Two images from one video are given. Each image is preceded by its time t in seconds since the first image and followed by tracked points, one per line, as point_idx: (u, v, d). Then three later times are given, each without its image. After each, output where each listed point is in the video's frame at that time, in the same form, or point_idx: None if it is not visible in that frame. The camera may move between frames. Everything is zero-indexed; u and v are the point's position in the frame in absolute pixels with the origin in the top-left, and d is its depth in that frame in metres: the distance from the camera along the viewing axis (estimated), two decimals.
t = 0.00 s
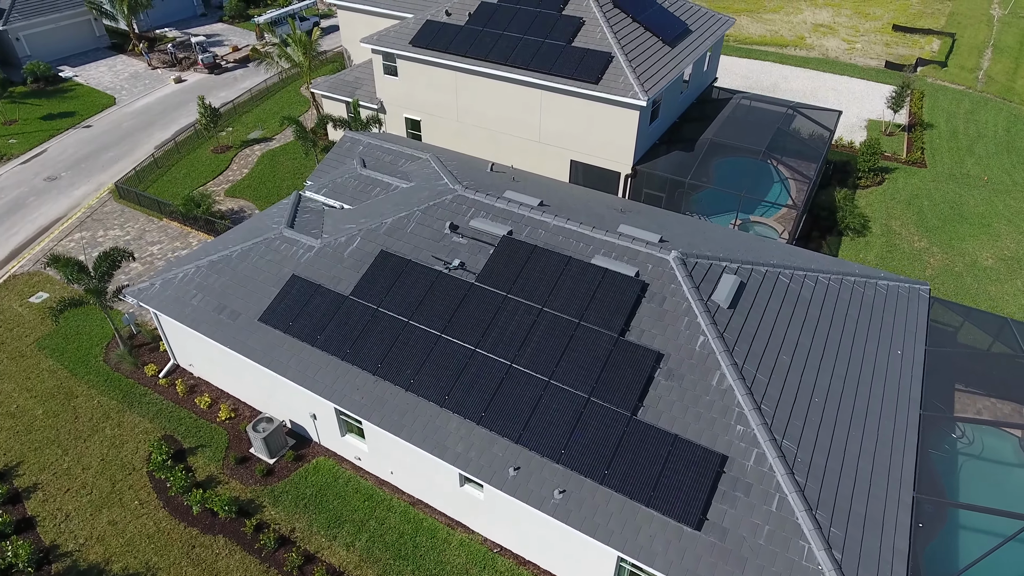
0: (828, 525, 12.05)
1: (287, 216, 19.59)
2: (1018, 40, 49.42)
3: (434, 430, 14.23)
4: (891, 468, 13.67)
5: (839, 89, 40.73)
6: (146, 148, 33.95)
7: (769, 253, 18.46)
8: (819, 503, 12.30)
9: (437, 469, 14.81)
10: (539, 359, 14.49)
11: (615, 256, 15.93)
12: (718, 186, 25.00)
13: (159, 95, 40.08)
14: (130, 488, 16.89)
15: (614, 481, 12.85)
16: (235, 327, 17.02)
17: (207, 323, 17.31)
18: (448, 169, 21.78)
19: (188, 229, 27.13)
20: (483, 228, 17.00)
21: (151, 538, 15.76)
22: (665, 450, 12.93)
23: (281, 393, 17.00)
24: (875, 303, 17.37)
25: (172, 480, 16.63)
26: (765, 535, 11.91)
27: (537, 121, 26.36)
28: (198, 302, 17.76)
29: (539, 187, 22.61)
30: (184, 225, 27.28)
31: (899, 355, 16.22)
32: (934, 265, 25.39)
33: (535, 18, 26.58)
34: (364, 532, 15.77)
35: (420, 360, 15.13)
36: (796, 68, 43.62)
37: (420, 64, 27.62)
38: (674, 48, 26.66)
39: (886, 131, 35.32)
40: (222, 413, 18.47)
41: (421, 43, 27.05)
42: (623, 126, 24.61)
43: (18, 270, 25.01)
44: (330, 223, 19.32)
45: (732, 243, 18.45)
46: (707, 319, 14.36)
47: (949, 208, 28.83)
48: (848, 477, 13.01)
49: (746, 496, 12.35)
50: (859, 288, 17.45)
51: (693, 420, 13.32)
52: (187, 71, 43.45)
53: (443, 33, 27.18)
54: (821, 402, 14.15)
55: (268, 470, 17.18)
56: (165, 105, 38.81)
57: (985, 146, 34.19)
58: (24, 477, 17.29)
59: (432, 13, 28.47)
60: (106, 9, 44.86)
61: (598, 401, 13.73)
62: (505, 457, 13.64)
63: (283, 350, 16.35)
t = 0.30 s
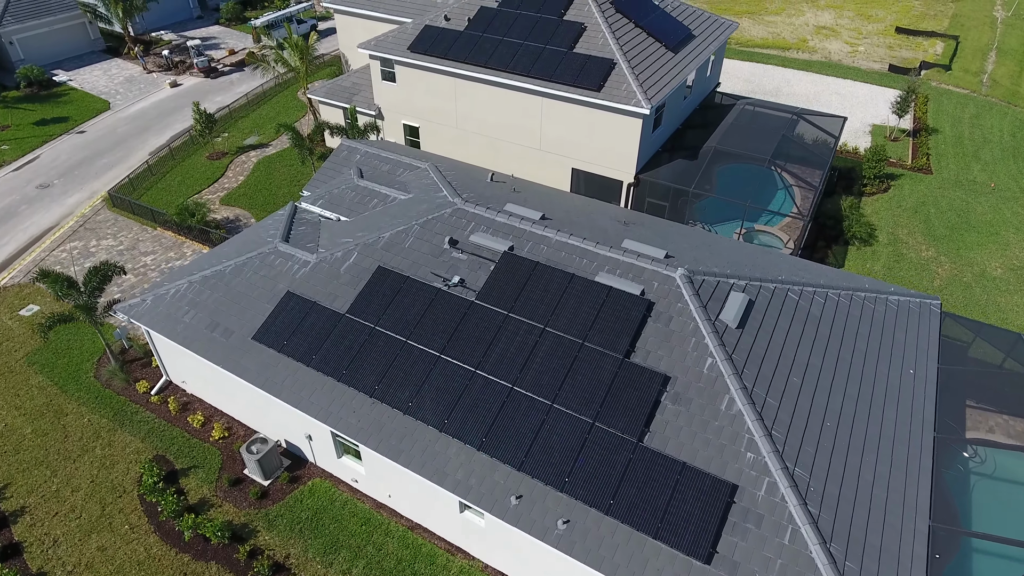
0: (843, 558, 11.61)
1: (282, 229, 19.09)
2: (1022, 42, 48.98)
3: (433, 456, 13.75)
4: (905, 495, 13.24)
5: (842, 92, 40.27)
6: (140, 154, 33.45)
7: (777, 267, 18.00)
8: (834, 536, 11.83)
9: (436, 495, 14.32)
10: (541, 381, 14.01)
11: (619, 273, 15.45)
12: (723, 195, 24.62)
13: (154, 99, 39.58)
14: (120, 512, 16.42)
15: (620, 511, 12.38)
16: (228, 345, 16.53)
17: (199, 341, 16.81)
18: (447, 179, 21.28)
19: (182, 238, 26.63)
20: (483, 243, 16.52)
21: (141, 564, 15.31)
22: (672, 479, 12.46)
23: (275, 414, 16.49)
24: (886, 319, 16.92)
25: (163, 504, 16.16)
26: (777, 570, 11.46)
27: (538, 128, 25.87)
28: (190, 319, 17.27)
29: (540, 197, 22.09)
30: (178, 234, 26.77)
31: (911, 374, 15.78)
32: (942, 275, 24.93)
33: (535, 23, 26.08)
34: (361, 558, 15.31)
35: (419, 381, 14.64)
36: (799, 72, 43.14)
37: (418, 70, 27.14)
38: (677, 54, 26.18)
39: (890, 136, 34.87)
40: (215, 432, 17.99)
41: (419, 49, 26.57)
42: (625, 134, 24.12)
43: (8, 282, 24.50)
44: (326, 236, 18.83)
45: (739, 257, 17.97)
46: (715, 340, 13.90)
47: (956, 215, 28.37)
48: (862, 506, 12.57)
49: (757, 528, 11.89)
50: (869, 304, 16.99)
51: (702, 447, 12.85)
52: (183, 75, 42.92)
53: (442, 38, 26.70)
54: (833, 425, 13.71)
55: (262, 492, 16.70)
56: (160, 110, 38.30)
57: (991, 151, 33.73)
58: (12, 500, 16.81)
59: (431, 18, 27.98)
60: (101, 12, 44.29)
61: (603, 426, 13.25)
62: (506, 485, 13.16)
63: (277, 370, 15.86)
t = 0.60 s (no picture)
0: None
1: (277, 244, 18.60)
2: None
3: (432, 484, 13.27)
4: (922, 525, 12.74)
5: (846, 97, 39.79)
6: (134, 161, 32.96)
7: (786, 283, 17.54)
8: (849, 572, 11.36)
9: (435, 524, 13.84)
10: (544, 406, 13.52)
11: (624, 292, 14.97)
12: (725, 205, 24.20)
13: (149, 104, 39.08)
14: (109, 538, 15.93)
15: (626, 545, 11.91)
16: (221, 366, 16.03)
17: (190, 361, 16.31)
18: (447, 191, 20.78)
19: (176, 248, 26.13)
20: (483, 260, 16.04)
21: None
22: (681, 511, 11.98)
23: (269, 436, 15.98)
24: (899, 337, 16.45)
25: (153, 530, 15.66)
26: None
27: (539, 137, 25.37)
28: (182, 338, 16.77)
29: (542, 208, 21.58)
30: (172, 244, 26.27)
31: (925, 395, 15.29)
32: (951, 286, 24.47)
33: (536, 30, 25.58)
34: None
35: (417, 406, 14.15)
36: (802, 75, 42.66)
37: (417, 77, 26.65)
38: (681, 60, 25.70)
39: (896, 142, 34.42)
40: (207, 453, 17.49)
41: (418, 55, 26.08)
42: (629, 143, 23.63)
43: None
44: (322, 251, 18.34)
45: (746, 273, 17.52)
46: (724, 364, 13.43)
47: (964, 224, 27.91)
48: (878, 538, 12.09)
49: (769, 564, 11.41)
50: (880, 321, 16.54)
51: (711, 477, 12.38)
52: (179, 79, 42.40)
53: (441, 45, 26.23)
54: (847, 452, 13.24)
55: (256, 517, 16.21)
56: (156, 116, 37.81)
57: (998, 157, 33.26)
58: None
59: (430, 24, 27.48)
60: (96, 16, 43.76)
61: (608, 454, 12.77)
62: (508, 516, 12.68)
63: (270, 391, 15.35)
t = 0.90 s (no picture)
0: None
1: (271, 260, 18.08)
2: None
3: (430, 515, 12.78)
4: (942, 558, 12.20)
5: (850, 102, 39.30)
6: (128, 168, 32.42)
7: (794, 300, 17.06)
8: None
9: (433, 555, 13.33)
10: (547, 434, 13.02)
11: (629, 313, 14.47)
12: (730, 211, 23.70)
13: (144, 110, 38.55)
14: (97, 566, 15.44)
15: None
16: (212, 388, 15.50)
17: (181, 383, 15.79)
18: (446, 203, 20.27)
19: (170, 259, 25.60)
20: (483, 279, 15.55)
21: None
22: (690, 547, 11.48)
23: (262, 460, 15.45)
24: (911, 356, 15.95)
25: (142, 558, 15.16)
26: None
27: (540, 145, 24.86)
28: (172, 358, 16.25)
29: (543, 219, 21.06)
30: (166, 255, 25.74)
31: (940, 418, 14.79)
32: (960, 298, 23.99)
33: (537, 36, 25.05)
34: None
35: (415, 432, 13.64)
36: (806, 79, 42.16)
37: (415, 84, 26.14)
38: (684, 67, 25.21)
39: (901, 148, 33.93)
40: (199, 476, 16.99)
41: (416, 62, 25.57)
42: (632, 152, 23.12)
43: None
44: (318, 267, 17.83)
45: (754, 291, 17.03)
46: (734, 391, 12.95)
47: (973, 233, 27.41)
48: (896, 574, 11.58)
49: None
50: (893, 340, 16.06)
51: (721, 510, 11.89)
52: (174, 84, 41.84)
53: (440, 51, 25.73)
54: (861, 481, 12.74)
55: (249, 543, 15.70)
56: (151, 121, 37.27)
57: (1005, 164, 32.77)
58: None
59: (428, 30, 26.97)
60: (90, 19, 43.19)
61: (614, 485, 12.26)
62: (509, 550, 12.19)
63: (263, 415, 14.83)
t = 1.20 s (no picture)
0: None
1: (265, 277, 17.55)
2: None
3: (428, 550, 12.29)
4: None
5: (855, 107, 38.80)
6: (122, 176, 31.90)
7: (804, 319, 16.57)
8: None
9: None
10: (550, 465, 12.52)
11: (635, 336, 13.96)
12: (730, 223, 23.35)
13: (139, 115, 38.03)
14: None
15: None
16: (203, 413, 14.98)
17: (171, 407, 15.27)
18: (445, 217, 19.76)
19: (163, 271, 25.08)
20: (483, 299, 15.04)
21: None
22: None
23: (255, 487, 14.92)
24: (926, 378, 15.46)
25: None
26: None
27: (541, 155, 24.35)
28: (163, 381, 15.73)
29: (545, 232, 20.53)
30: (159, 267, 25.22)
31: (957, 444, 14.28)
32: (970, 311, 23.48)
33: (538, 43, 24.52)
34: None
35: (413, 462, 13.13)
36: (809, 84, 41.65)
37: (414, 92, 25.63)
38: (688, 75, 24.72)
39: (907, 155, 33.43)
40: (191, 501, 16.49)
41: (415, 69, 25.05)
42: (635, 163, 22.61)
43: None
44: (313, 285, 17.31)
45: (763, 309, 16.54)
46: (744, 420, 12.46)
47: (982, 244, 26.90)
48: None
49: None
50: (906, 361, 15.57)
51: (732, 547, 11.38)
52: (170, 88, 41.30)
53: (439, 58, 25.21)
54: (877, 514, 12.23)
55: (241, 572, 15.21)
56: (146, 127, 36.76)
57: (1014, 171, 32.25)
58: None
59: (427, 36, 26.43)
60: (85, 23, 42.65)
61: (620, 521, 11.75)
62: None
63: (255, 441, 14.32)
